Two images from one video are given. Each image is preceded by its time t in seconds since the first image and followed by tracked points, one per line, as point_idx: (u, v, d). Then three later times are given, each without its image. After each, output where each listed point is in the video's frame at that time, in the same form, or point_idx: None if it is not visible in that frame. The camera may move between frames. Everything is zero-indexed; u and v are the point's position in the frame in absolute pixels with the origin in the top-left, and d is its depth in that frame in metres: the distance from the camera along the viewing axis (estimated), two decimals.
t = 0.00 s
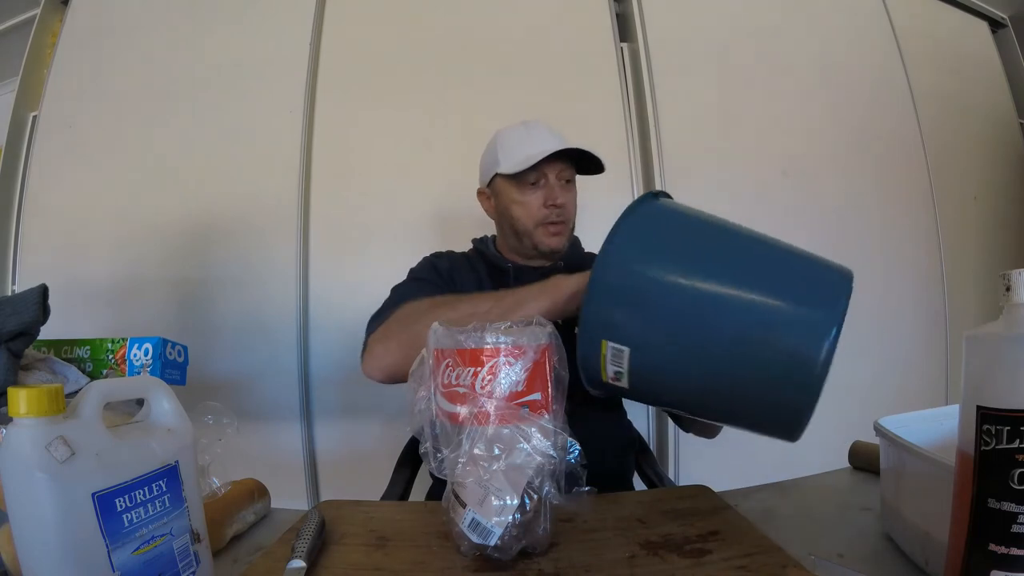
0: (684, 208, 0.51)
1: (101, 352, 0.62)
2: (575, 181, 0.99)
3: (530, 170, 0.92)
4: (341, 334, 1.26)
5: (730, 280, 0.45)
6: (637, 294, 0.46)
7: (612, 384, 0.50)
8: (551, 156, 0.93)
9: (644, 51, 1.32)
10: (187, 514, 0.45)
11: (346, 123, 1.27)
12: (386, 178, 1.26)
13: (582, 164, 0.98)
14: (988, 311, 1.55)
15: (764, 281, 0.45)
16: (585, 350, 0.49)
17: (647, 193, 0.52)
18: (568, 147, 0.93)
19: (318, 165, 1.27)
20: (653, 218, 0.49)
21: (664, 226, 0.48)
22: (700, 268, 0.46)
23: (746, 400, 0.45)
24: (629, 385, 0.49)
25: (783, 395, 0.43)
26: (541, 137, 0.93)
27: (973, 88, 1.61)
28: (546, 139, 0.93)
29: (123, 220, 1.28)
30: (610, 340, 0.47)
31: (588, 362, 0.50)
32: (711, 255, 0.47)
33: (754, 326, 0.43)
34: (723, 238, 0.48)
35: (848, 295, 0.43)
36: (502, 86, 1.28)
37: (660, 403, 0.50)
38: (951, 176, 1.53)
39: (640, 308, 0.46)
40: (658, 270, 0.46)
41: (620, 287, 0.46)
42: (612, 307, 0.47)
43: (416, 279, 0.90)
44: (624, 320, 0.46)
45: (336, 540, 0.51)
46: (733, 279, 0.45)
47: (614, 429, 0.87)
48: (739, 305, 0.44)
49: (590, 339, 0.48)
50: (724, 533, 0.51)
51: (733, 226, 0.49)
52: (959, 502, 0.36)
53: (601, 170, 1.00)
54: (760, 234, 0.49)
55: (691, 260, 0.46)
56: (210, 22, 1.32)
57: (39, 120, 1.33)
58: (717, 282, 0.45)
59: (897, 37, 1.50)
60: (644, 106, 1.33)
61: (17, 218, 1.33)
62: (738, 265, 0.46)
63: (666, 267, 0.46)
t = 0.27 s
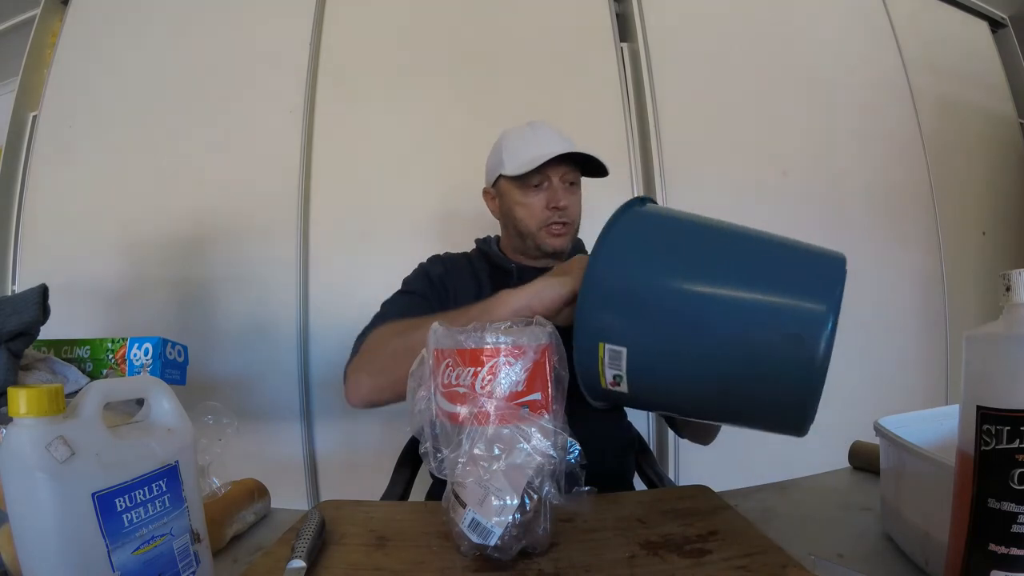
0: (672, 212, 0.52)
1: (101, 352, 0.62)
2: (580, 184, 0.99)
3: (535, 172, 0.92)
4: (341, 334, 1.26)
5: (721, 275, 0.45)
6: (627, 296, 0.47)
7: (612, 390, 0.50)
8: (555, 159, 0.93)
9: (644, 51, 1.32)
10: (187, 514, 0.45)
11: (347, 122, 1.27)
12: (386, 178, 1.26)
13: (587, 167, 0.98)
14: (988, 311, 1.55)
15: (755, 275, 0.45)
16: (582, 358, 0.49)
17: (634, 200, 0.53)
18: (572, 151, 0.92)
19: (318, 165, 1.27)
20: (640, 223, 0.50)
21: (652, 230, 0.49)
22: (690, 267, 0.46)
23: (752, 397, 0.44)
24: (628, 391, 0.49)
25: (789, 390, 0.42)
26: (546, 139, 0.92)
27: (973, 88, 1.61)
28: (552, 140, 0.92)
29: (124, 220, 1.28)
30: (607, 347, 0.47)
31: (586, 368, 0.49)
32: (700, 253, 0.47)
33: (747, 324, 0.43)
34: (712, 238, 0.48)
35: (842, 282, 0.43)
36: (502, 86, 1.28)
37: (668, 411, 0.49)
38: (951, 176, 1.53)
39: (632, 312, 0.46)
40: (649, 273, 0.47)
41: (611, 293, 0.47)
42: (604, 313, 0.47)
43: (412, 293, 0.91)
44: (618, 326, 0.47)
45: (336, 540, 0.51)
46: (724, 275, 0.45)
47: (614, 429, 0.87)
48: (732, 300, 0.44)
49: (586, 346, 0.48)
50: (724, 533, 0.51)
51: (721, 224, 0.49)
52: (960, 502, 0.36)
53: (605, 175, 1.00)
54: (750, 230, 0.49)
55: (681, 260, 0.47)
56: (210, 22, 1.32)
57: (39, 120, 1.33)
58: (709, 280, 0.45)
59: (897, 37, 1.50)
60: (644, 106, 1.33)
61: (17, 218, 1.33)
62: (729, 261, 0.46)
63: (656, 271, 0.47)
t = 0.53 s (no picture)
0: (665, 228, 0.52)
1: (101, 352, 0.62)
2: (571, 187, 0.95)
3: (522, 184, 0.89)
4: (341, 334, 1.26)
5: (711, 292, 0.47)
6: (614, 313, 0.47)
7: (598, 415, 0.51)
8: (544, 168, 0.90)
9: (643, 51, 1.32)
10: (186, 514, 0.45)
11: (347, 122, 1.27)
12: (386, 178, 1.26)
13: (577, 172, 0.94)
14: (988, 311, 1.55)
15: (744, 292, 0.46)
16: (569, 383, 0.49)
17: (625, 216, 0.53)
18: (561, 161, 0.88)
19: (318, 165, 1.27)
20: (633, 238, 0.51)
21: (642, 245, 0.50)
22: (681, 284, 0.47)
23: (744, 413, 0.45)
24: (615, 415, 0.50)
25: (782, 405, 0.43)
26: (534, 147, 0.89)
27: (973, 88, 1.61)
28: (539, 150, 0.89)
29: (124, 220, 1.28)
30: (592, 372, 0.48)
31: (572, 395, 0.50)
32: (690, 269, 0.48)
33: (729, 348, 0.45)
34: (702, 258, 0.49)
35: (828, 307, 0.44)
36: (502, 86, 1.28)
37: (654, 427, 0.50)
38: (951, 176, 1.53)
39: (618, 330, 0.47)
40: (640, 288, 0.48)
41: (599, 310, 0.48)
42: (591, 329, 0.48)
43: (413, 301, 0.91)
44: (604, 343, 0.48)
45: (336, 540, 0.51)
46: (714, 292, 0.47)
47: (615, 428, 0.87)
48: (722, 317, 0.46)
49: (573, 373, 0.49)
50: (724, 533, 0.51)
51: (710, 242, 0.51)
52: (960, 501, 0.36)
53: (595, 179, 0.96)
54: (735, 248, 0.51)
55: (672, 276, 0.48)
56: (210, 22, 1.32)
57: (40, 120, 1.33)
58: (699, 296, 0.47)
59: (897, 37, 1.50)
60: (644, 106, 1.32)
61: (17, 218, 1.33)
62: (717, 283, 0.47)
63: (646, 289, 0.47)
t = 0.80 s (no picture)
0: (702, 236, 0.50)
1: (101, 352, 0.62)
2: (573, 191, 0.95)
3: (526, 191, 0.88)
4: (342, 334, 1.26)
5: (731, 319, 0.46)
6: (631, 324, 0.47)
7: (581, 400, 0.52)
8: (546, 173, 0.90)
9: (644, 51, 1.32)
10: (186, 514, 0.45)
11: (347, 122, 1.27)
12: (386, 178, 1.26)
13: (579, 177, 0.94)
14: (988, 311, 1.55)
15: (765, 324, 0.46)
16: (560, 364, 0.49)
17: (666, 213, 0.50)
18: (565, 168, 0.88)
19: (318, 165, 1.27)
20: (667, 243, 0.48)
21: (677, 253, 0.48)
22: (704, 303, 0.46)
23: (736, 437, 0.46)
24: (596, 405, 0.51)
25: (772, 434, 0.45)
26: (536, 152, 0.88)
27: (973, 88, 1.61)
28: (542, 155, 0.89)
29: (124, 220, 1.28)
30: (589, 368, 0.48)
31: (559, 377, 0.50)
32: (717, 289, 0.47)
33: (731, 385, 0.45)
34: (735, 280, 0.47)
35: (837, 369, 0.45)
36: (502, 86, 1.28)
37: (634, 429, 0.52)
38: (951, 176, 1.53)
39: (631, 342, 0.47)
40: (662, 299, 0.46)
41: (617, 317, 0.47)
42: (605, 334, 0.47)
43: (410, 305, 0.91)
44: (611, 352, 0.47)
45: (336, 540, 0.51)
46: (738, 318, 0.46)
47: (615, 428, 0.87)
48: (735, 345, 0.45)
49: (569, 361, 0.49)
50: (724, 533, 0.51)
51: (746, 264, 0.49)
52: (959, 501, 0.36)
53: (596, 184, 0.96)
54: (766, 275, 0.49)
55: (698, 295, 0.46)
56: (210, 22, 1.32)
57: (40, 120, 1.33)
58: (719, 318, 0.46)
59: (897, 37, 1.50)
60: (644, 106, 1.32)
61: (17, 218, 1.33)
62: (743, 313, 0.46)
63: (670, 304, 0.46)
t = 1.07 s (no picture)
0: (696, 223, 0.51)
1: (101, 352, 0.62)
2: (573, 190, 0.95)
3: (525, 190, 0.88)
4: (342, 334, 1.26)
5: (739, 304, 0.46)
6: (642, 316, 0.46)
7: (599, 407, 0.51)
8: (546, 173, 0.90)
9: (644, 51, 1.32)
10: (186, 514, 0.45)
11: (346, 122, 1.27)
12: (386, 178, 1.26)
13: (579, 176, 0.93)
14: (988, 312, 1.55)
15: (773, 303, 0.46)
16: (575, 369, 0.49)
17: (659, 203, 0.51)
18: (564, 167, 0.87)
19: (318, 165, 1.27)
20: (668, 232, 0.49)
21: (676, 240, 0.48)
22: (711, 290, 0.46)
23: (742, 424, 0.46)
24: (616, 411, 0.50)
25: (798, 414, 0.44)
26: (535, 151, 0.89)
27: (973, 88, 1.61)
28: (541, 154, 0.89)
29: (124, 220, 1.28)
30: (605, 371, 0.47)
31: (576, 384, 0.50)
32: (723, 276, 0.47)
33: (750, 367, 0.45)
34: (736, 263, 0.47)
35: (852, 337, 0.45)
36: (502, 86, 1.28)
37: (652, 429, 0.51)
38: (951, 175, 1.52)
39: (644, 335, 0.46)
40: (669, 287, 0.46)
41: (627, 311, 0.46)
42: (616, 331, 0.46)
43: (406, 315, 0.90)
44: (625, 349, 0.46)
45: (336, 540, 0.51)
46: (744, 300, 0.46)
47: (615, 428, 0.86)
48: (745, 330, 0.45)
49: (585, 366, 0.48)
50: (724, 533, 0.51)
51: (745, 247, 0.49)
52: (959, 501, 0.36)
53: (598, 183, 0.96)
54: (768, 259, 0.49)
55: (703, 284, 0.46)
56: (209, 22, 1.32)
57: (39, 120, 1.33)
58: (727, 305, 0.46)
59: (897, 37, 1.50)
60: (644, 106, 1.32)
61: (17, 218, 1.33)
62: (749, 294, 0.46)
63: (677, 293, 0.46)
